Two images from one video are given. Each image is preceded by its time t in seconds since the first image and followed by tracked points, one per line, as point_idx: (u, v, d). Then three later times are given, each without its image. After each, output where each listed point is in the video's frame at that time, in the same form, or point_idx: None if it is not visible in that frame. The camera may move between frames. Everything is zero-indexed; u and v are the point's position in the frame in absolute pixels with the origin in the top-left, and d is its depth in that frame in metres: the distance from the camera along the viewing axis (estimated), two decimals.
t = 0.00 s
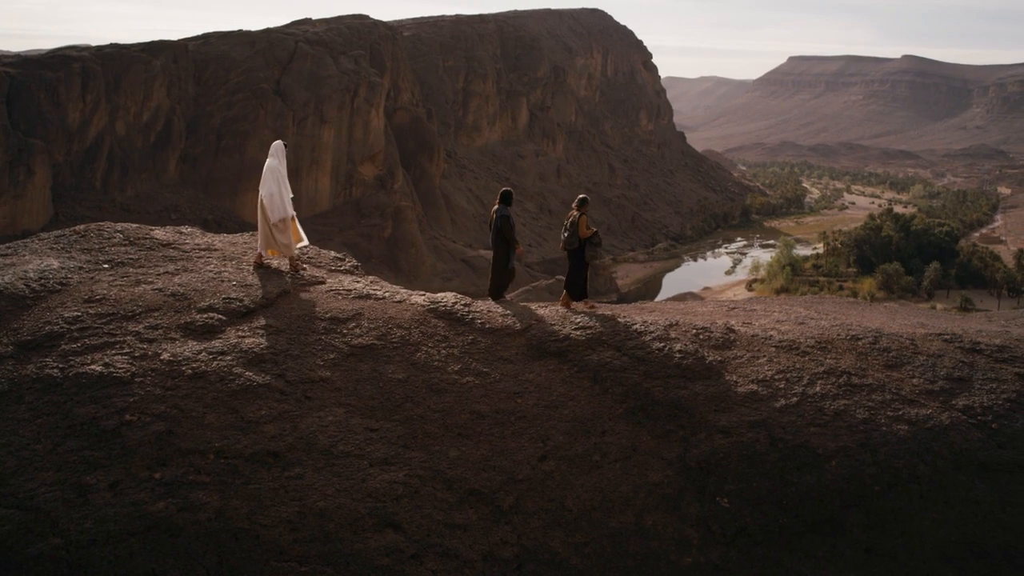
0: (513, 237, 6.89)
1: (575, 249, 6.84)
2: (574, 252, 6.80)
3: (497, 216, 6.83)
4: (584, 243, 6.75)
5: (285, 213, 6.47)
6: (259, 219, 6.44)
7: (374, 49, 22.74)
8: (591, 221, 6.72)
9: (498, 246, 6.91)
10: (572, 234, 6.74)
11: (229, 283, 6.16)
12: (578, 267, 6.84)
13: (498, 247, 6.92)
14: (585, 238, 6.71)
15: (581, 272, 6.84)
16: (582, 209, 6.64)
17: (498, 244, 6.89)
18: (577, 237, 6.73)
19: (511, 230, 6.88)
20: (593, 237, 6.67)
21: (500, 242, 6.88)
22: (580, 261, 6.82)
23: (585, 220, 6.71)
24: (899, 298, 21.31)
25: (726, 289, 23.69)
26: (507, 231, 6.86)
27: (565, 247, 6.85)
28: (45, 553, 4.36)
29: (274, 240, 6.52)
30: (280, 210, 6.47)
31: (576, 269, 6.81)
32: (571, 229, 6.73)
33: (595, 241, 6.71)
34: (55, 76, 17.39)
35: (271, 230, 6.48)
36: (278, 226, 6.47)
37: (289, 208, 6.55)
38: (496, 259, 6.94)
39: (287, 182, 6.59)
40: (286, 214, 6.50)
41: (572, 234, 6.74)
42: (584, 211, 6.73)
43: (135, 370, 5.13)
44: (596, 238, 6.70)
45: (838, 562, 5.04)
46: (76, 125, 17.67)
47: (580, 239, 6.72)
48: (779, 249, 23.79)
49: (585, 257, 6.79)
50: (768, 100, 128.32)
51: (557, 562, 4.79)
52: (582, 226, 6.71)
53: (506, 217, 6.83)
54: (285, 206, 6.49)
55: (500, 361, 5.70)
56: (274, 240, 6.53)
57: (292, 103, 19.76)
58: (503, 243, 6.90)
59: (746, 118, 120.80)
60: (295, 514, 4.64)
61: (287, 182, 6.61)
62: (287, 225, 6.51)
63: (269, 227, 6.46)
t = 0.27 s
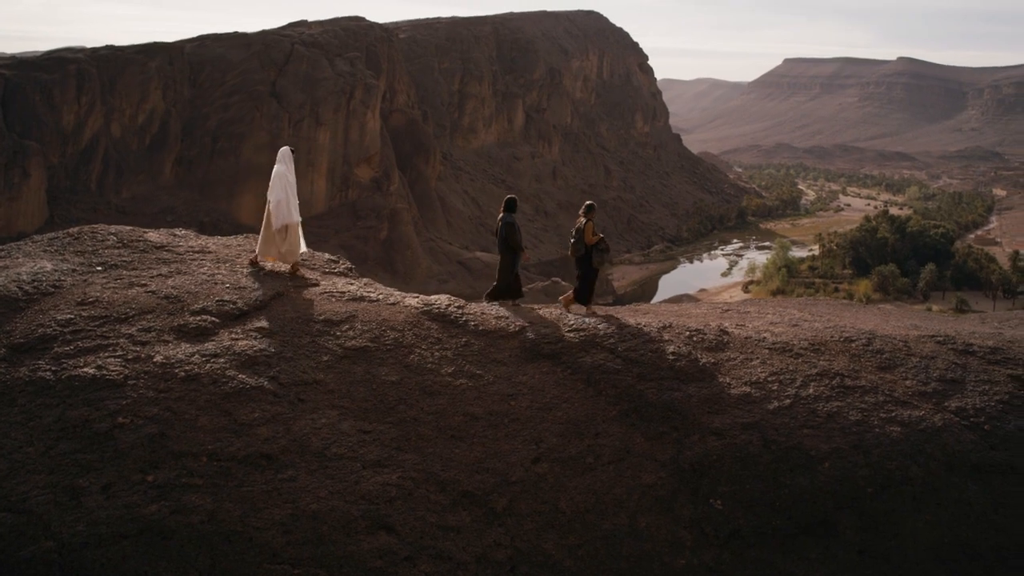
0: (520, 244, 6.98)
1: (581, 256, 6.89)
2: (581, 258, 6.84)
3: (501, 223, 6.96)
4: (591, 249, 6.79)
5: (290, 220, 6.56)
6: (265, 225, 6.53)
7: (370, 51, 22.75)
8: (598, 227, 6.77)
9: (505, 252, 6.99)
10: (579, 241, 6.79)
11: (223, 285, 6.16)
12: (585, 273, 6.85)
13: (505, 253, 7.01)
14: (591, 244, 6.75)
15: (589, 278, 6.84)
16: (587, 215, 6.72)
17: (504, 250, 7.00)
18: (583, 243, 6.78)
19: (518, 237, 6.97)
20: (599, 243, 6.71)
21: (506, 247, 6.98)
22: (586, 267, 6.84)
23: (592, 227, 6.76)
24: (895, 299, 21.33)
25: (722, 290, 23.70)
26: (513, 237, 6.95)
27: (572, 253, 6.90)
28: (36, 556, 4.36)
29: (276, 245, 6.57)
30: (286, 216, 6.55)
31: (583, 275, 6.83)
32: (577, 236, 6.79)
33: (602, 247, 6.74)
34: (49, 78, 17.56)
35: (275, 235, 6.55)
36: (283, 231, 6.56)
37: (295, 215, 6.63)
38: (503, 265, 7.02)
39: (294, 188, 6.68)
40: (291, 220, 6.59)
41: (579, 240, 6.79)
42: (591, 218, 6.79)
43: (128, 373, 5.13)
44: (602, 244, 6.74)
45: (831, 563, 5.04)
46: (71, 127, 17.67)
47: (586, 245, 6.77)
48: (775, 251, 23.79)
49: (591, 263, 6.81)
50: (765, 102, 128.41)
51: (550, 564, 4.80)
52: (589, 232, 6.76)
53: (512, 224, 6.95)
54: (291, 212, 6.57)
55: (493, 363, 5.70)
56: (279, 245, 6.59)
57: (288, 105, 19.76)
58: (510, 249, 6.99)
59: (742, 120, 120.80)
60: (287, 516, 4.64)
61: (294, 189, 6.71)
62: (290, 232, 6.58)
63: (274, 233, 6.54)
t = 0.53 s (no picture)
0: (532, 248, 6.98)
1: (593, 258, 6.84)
2: (593, 260, 6.81)
3: (514, 228, 6.88)
4: (604, 251, 6.75)
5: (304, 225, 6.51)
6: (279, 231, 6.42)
7: (371, 54, 22.77)
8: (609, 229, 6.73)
9: (518, 257, 7.01)
10: (591, 243, 6.74)
11: (221, 289, 6.18)
12: (599, 274, 6.85)
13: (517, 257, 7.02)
14: (604, 247, 6.71)
15: (602, 280, 6.84)
16: (599, 218, 6.68)
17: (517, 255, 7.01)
18: (596, 246, 6.74)
19: (530, 241, 6.96)
20: (612, 245, 6.67)
21: (519, 253, 6.99)
22: (600, 268, 6.84)
23: (604, 229, 6.72)
24: (895, 302, 21.33)
25: (722, 293, 23.70)
26: (525, 242, 6.93)
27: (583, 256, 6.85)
28: (34, 560, 4.36)
29: (288, 250, 6.48)
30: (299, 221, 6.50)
31: (597, 277, 6.83)
32: (589, 238, 6.74)
33: (614, 248, 6.71)
34: (51, 82, 17.47)
35: (289, 241, 6.47)
36: (296, 236, 6.51)
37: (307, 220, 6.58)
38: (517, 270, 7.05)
39: (305, 192, 6.64)
40: (303, 226, 6.54)
41: (590, 243, 6.74)
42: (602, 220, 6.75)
43: (125, 376, 5.13)
44: (614, 246, 6.68)
45: (830, 566, 5.03)
46: (72, 130, 17.69)
47: (599, 248, 6.72)
48: (775, 254, 23.72)
49: (605, 265, 6.80)
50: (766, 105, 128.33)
51: (547, 567, 4.80)
52: (601, 234, 6.71)
53: (524, 228, 6.88)
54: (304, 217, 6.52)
55: (491, 367, 5.71)
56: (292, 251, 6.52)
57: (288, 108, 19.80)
58: (522, 253, 7.00)
59: (743, 123, 120.72)
60: (284, 520, 4.64)
61: (304, 193, 6.65)
62: (302, 237, 6.54)
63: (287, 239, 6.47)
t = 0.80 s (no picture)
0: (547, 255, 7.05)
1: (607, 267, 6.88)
2: (607, 267, 6.85)
3: (530, 233, 7.06)
4: (618, 258, 6.82)
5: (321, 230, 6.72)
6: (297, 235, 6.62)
7: (376, 57, 22.79)
8: (623, 236, 6.82)
9: (532, 264, 7.07)
10: (605, 250, 6.83)
11: (224, 292, 6.20)
12: (613, 282, 6.85)
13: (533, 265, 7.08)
14: (617, 253, 6.77)
15: (614, 287, 6.84)
16: (613, 223, 6.79)
17: (532, 261, 7.08)
18: (610, 252, 6.81)
19: (545, 248, 7.06)
20: (625, 250, 6.74)
21: (533, 259, 7.06)
22: (613, 276, 6.85)
23: (618, 236, 6.82)
24: (901, 305, 21.23)
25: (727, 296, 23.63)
26: (541, 248, 7.04)
27: (598, 263, 6.91)
28: (36, 562, 4.37)
29: (306, 253, 6.68)
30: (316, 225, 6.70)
31: (610, 284, 6.84)
32: (603, 244, 6.83)
33: (628, 254, 6.76)
34: (57, 85, 17.49)
35: (305, 245, 6.67)
36: (313, 240, 6.70)
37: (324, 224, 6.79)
38: (532, 277, 7.08)
39: (322, 197, 6.84)
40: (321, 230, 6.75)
41: (605, 249, 6.83)
42: (616, 227, 6.85)
43: (128, 379, 5.15)
44: (628, 252, 6.76)
45: (832, 571, 5.01)
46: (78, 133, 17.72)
47: (613, 254, 6.78)
48: (779, 256, 23.66)
49: (618, 271, 6.81)
50: (772, 108, 128.01)
51: (548, 571, 4.79)
52: (615, 241, 6.80)
53: (540, 235, 7.06)
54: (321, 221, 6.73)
55: (493, 370, 5.71)
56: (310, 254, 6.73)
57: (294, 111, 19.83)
58: (537, 261, 7.07)
59: (748, 125, 120.40)
60: (286, 522, 4.65)
61: (321, 198, 6.85)
62: (320, 240, 6.75)
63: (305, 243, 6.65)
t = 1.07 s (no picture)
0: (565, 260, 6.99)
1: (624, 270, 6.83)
2: (624, 271, 6.80)
3: (550, 239, 6.99)
4: (635, 262, 6.76)
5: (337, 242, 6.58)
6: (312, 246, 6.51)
7: (379, 58, 22.82)
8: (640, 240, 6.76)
9: (552, 269, 7.01)
10: (622, 254, 6.77)
11: (226, 293, 6.21)
12: (629, 286, 6.83)
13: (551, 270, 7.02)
14: (635, 258, 6.72)
15: (631, 292, 6.83)
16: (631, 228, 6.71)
17: (551, 267, 7.03)
18: (627, 257, 6.76)
19: (564, 252, 6.99)
20: (644, 256, 6.68)
21: (552, 263, 7.01)
22: (631, 280, 6.82)
23: (635, 240, 6.75)
24: (905, 306, 21.19)
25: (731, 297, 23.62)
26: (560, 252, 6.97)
27: (614, 267, 6.85)
28: (37, 564, 4.38)
29: (318, 266, 6.54)
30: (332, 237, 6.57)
31: (627, 289, 6.82)
32: (621, 248, 6.76)
33: (646, 259, 6.71)
34: (62, 85, 17.45)
35: (321, 256, 6.54)
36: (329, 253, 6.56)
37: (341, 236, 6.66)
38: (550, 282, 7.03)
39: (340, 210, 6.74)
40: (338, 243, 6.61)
41: (623, 254, 6.76)
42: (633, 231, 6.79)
43: (129, 381, 5.17)
44: (645, 257, 6.70)
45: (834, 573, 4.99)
46: (83, 134, 17.73)
47: (631, 259, 6.73)
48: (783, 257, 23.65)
49: (636, 276, 6.78)
50: (776, 109, 127.86)
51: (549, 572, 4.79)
52: (633, 245, 6.74)
53: (559, 240, 6.98)
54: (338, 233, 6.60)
55: (494, 372, 5.72)
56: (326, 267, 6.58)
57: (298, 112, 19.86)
58: (556, 265, 7.00)
59: (752, 127, 120.27)
60: (286, 524, 4.66)
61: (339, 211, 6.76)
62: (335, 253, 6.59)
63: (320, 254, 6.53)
